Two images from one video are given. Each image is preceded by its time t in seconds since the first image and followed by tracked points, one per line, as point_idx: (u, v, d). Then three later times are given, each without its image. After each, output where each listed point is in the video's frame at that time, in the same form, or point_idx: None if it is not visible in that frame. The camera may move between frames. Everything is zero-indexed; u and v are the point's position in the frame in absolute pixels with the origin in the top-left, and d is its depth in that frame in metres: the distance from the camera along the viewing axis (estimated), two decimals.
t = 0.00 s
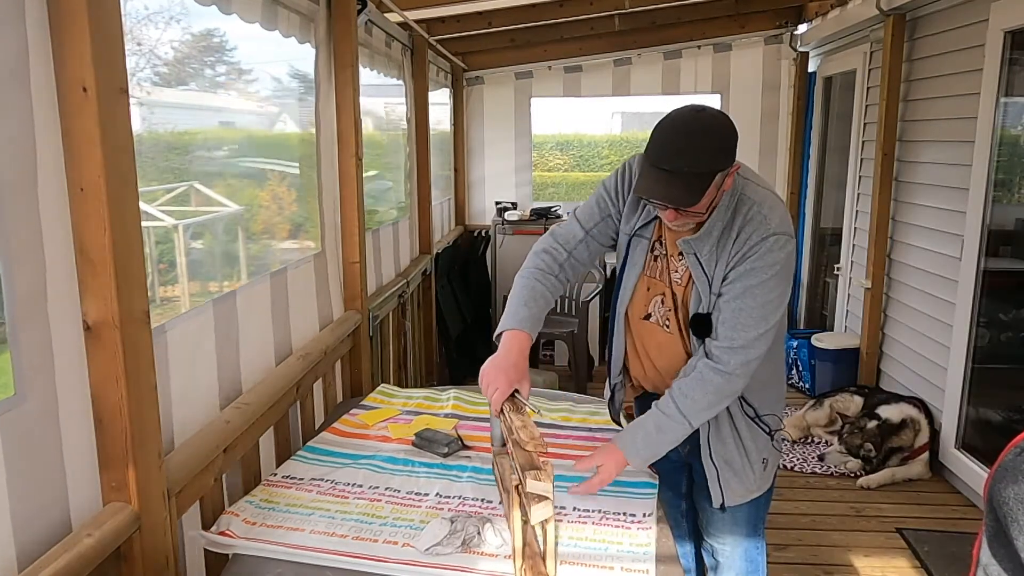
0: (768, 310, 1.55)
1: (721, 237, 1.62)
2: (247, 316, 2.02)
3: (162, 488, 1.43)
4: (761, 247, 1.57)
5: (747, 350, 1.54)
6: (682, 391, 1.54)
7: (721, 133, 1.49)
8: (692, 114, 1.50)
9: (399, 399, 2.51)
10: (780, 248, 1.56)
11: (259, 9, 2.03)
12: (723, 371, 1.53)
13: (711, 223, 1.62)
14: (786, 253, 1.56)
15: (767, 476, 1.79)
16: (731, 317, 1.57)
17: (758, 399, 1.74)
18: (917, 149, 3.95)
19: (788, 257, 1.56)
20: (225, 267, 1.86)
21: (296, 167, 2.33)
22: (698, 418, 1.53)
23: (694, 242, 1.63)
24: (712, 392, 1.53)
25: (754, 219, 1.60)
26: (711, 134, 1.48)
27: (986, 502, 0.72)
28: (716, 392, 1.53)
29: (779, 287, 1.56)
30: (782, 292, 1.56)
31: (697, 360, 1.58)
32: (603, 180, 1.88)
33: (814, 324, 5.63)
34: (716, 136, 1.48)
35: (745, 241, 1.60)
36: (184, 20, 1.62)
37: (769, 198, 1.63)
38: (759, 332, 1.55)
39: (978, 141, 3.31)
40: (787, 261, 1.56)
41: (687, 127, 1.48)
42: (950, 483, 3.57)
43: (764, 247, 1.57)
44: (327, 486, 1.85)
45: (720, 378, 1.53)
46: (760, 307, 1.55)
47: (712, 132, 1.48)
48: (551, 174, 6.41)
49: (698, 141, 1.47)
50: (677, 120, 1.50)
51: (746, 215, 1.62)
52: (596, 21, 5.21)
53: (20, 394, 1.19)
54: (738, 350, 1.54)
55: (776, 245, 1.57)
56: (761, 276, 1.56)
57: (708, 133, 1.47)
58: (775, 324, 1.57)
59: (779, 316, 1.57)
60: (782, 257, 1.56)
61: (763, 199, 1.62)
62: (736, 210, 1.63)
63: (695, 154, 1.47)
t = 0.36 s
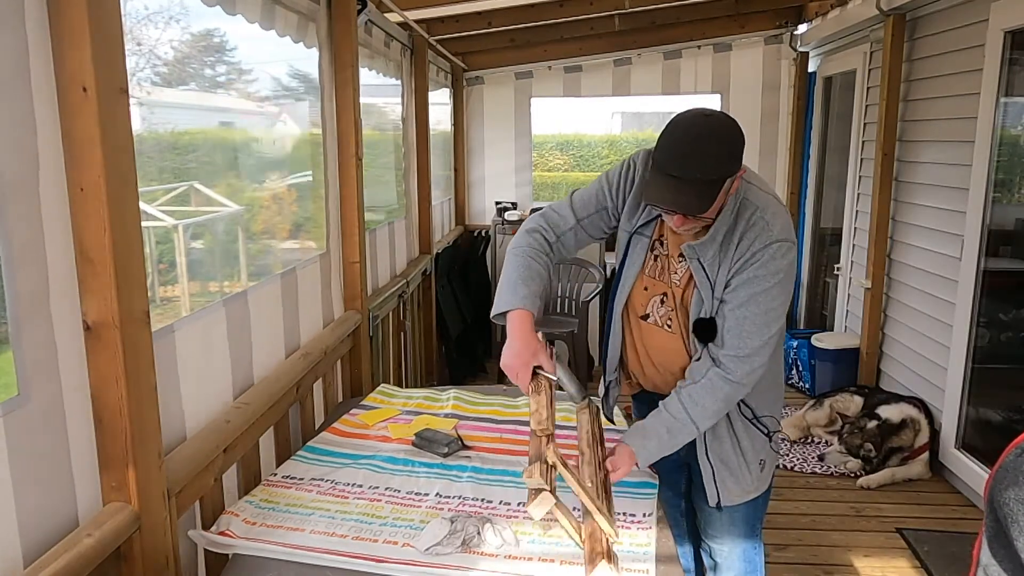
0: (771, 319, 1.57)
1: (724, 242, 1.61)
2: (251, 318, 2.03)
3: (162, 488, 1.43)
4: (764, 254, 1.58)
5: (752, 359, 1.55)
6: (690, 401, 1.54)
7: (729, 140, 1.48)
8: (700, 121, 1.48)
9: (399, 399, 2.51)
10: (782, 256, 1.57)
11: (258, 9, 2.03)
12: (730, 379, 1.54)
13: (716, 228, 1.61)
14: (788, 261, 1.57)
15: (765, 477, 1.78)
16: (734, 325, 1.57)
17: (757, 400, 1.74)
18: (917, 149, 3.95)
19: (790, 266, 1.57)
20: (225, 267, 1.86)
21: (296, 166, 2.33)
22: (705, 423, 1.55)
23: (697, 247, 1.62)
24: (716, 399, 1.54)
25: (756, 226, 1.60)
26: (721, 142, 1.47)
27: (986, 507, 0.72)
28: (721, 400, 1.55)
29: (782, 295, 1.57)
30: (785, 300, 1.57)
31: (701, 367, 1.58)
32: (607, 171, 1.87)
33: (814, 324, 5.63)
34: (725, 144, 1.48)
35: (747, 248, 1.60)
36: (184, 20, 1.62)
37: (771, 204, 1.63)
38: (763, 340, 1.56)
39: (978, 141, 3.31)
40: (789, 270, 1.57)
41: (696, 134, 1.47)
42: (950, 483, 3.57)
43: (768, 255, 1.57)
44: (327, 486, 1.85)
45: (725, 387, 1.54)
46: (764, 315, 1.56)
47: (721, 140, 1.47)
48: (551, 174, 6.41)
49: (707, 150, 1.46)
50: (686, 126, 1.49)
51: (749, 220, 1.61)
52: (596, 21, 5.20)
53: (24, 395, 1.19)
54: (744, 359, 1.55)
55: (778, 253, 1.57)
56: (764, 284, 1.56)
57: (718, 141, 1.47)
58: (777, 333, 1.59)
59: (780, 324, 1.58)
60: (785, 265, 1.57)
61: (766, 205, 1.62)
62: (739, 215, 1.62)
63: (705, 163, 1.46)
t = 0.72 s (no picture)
0: (823, 293, 1.44)
1: (782, 205, 1.55)
2: (249, 318, 2.03)
3: (162, 488, 1.43)
4: (809, 222, 1.47)
5: (809, 342, 1.45)
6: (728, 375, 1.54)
7: (763, 90, 1.53)
8: (734, 80, 1.54)
9: (399, 399, 2.51)
10: (833, 223, 1.45)
11: (258, 9, 2.04)
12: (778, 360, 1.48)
13: (769, 192, 1.56)
14: (838, 229, 1.44)
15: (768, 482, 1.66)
16: (788, 300, 1.48)
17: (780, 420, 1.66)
18: (916, 150, 3.95)
19: (847, 235, 1.44)
20: (225, 267, 1.86)
21: (296, 167, 2.33)
22: (734, 392, 1.54)
23: (753, 213, 1.58)
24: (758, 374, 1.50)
25: (812, 189, 1.51)
26: (746, 91, 1.53)
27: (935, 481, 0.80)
28: (765, 378, 1.50)
29: (838, 268, 1.43)
30: (844, 270, 1.43)
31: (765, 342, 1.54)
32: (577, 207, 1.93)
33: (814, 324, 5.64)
34: (757, 93, 1.53)
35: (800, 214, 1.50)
36: (185, 21, 1.62)
37: (840, 172, 1.51)
38: (818, 317, 1.44)
39: (977, 142, 3.31)
40: (844, 239, 1.43)
41: (727, 88, 1.55)
42: (950, 483, 3.57)
43: (811, 222, 1.47)
44: (327, 486, 1.86)
45: (773, 362, 1.49)
46: (812, 288, 1.45)
47: (750, 87, 1.53)
48: (551, 174, 6.41)
49: (721, 104, 1.55)
50: (722, 85, 1.56)
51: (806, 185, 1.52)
52: (596, 21, 5.20)
53: (32, 395, 1.20)
54: (794, 340, 1.46)
55: (827, 219, 1.45)
56: (808, 256, 1.45)
57: (741, 90, 1.53)
58: (856, 313, 1.44)
59: (848, 301, 1.43)
60: (835, 235, 1.44)
61: (830, 173, 1.51)
62: (797, 175, 1.55)
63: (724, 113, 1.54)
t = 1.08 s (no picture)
0: (778, 299, 1.40)
1: (727, 211, 1.50)
2: (256, 317, 2.04)
3: (162, 488, 1.43)
4: (756, 224, 1.43)
5: (773, 351, 1.41)
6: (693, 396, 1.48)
7: (693, 95, 1.46)
8: (660, 88, 1.47)
9: (399, 399, 2.51)
10: (782, 226, 1.40)
11: (258, 9, 2.03)
12: (739, 374, 1.43)
13: (711, 197, 1.52)
14: (789, 231, 1.40)
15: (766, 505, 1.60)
16: (745, 310, 1.44)
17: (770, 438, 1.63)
18: (916, 150, 3.95)
19: (797, 238, 1.39)
20: (225, 267, 1.86)
21: (296, 167, 2.33)
22: (703, 415, 1.47)
23: (699, 222, 1.53)
24: (722, 392, 1.45)
25: (756, 192, 1.46)
26: (675, 99, 1.46)
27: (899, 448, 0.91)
28: (731, 396, 1.44)
29: (791, 272, 1.39)
30: (798, 274, 1.39)
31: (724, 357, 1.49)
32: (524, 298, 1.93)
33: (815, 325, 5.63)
34: (686, 99, 1.46)
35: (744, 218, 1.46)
36: (185, 21, 1.62)
37: (781, 168, 1.47)
38: (776, 325, 1.40)
39: (977, 142, 3.31)
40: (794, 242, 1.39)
41: (654, 97, 1.48)
42: (950, 483, 3.57)
43: (759, 224, 1.42)
44: (327, 486, 1.86)
45: (738, 378, 1.43)
46: (768, 295, 1.40)
47: (678, 96, 1.46)
48: (551, 174, 6.41)
49: (651, 115, 1.47)
50: (648, 95, 1.49)
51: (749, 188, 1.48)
52: (596, 21, 5.20)
53: (41, 395, 1.21)
54: (754, 352, 1.42)
55: (775, 223, 1.41)
56: (760, 264, 1.41)
57: (668, 98, 1.46)
58: (815, 314, 1.40)
59: (805, 305, 1.39)
60: (785, 240, 1.39)
61: (771, 170, 1.48)
62: (739, 177, 1.50)
63: (655, 124, 1.47)
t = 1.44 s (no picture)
0: (780, 291, 1.41)
1: (716, 210, 1.51)
2: (257, 317, 2.05)
3: (163, 488, 1.43)
4: (753, 221, 1.44)
5: (776, 342, 1.42)
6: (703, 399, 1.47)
7: (673, 103, 1.47)
8: (638, 98, 1.47)
9: (399, 399, 2.51)
10: (778, 222, 1.42)
11: (259, 9, 2.03)
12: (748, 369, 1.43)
13: (699, 198, 1.51)
14: (786, 225, 1.42)
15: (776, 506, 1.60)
16: (747, 306, 1.44)
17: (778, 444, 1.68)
18: (916, 150, 3.95)
19: (792, 232, 1.41)
20: (225, 267, 1.86)
21: (295, 167, 2.33)
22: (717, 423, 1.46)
23: (689, 222, 1.53)
24: (736, 390, 1.44)
25: (747, 189, 1.47)
26: (655, 106, 1.46)
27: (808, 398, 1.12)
28: (743, 393, 1.44)
29: (790, 266, 1.40)
30: (796, 266, 1.40)
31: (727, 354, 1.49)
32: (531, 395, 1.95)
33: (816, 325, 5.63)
34: (666, 106, 1.46)
35: (738, 215, 1.47)
36: (185, 21, 1.62)
37: (764, 166, 1.50)
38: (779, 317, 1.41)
39: (977, 142, 3.31)
40: (790, 235, 1.41)
41: (634, 106, 1.47)
42: (950, 484, 3.57)
43: (757, 220, 1.43)
44: (327, 486, 1.86)
45: (746, 375, 1.44)
46: (770, 289, 1.41)
47: (660, 103, 1.46)
48: (551, 174, 6.41)
49: (634, 125, 1.46)
50: (627, 104, 1.48)
51: (738, 185, 1.49)
52: (596, 21, 5.20)
53: (38, 395, 1.20)
54: (761, 346, 1.43)
55: (771, 219, 1.42)
56: (760, 259, 1.42)
57: (648, 106, 1.46)
58: (813, 302, 1.42)
59: (805, 296, 1.41)
60: (781, 234, 1.41)
61: (756, 167, 1.49)
62: (726, 174, 1.51)
63: (639, 133, 1.46)
